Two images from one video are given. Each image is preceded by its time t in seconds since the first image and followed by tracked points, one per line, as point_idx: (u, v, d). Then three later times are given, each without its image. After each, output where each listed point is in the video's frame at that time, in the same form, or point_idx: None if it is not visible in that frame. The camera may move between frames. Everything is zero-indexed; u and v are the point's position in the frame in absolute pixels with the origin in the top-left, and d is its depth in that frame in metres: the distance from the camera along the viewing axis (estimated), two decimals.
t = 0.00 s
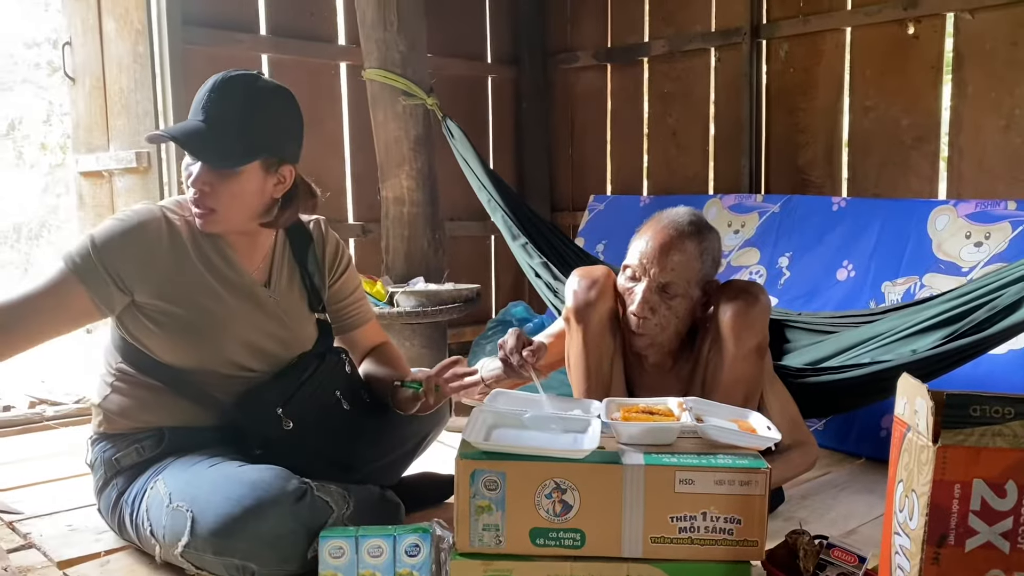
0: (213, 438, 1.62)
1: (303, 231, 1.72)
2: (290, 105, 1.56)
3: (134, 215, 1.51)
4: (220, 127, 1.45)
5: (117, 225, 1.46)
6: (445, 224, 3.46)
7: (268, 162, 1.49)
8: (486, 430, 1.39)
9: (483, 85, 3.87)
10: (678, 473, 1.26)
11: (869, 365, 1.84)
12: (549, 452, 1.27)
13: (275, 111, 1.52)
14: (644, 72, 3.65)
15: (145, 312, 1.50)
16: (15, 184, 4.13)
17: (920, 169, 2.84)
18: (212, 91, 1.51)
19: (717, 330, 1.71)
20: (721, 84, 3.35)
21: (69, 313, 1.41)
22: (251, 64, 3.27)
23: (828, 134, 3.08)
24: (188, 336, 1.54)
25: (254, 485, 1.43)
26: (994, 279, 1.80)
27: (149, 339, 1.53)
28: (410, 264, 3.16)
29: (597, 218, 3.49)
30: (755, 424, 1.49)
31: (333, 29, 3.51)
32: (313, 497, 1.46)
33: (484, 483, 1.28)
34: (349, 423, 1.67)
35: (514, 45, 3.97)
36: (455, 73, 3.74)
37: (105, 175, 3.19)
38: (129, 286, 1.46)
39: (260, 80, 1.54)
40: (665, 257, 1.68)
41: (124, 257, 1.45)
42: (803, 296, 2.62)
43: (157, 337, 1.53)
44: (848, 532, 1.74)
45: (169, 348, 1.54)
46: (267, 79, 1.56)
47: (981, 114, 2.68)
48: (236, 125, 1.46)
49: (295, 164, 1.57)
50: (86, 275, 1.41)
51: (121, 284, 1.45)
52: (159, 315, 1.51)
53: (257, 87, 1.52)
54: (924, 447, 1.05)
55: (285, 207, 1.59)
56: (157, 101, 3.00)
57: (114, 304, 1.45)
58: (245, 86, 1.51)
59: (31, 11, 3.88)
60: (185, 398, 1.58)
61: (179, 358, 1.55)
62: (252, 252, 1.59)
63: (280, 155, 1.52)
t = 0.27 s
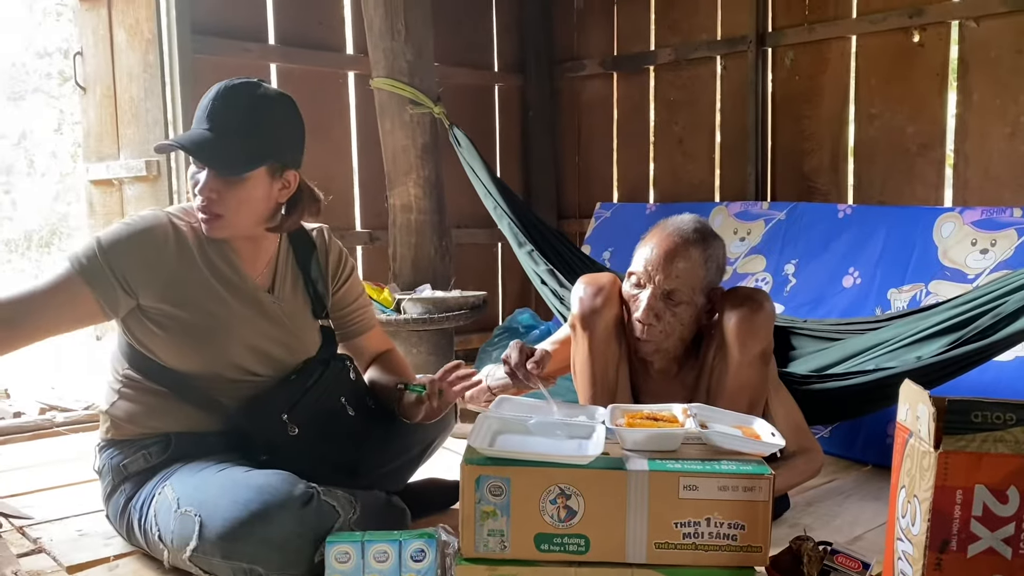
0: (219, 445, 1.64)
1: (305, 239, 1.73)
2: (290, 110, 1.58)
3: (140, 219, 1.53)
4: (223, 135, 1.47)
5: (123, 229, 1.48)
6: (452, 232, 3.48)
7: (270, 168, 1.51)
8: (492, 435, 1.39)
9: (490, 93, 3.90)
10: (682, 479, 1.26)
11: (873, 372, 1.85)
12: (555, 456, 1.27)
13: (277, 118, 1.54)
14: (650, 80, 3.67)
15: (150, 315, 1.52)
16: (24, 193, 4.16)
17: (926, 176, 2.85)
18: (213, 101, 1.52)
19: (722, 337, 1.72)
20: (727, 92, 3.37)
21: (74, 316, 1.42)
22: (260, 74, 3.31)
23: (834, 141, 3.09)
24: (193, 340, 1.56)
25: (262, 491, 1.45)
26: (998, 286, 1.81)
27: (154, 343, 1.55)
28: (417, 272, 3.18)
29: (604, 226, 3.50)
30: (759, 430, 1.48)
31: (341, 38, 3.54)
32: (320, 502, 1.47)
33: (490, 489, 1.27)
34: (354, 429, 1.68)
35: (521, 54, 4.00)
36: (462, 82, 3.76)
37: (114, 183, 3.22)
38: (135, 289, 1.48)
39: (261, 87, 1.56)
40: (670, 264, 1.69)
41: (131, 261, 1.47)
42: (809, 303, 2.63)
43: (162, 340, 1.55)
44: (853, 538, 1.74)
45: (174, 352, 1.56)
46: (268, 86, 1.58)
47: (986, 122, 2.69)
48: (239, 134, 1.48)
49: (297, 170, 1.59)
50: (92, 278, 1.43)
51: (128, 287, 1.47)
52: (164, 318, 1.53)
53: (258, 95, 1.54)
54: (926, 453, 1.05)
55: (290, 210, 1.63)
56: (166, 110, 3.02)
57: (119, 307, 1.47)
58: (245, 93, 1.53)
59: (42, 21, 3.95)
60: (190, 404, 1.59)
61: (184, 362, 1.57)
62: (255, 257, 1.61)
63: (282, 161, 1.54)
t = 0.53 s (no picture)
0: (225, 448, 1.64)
1: (303, 241, 1.73)
2: (282, 116, 1.60)
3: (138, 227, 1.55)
4: (219, 148, 1.49)
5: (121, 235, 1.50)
6: (458, 237, 3.49)
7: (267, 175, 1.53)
8: (497, 438, 1.39)
9: (496, 99, 3.92)
10: (686, 482, 1.26)
11: (878, 376, 1.85)
12: (559, 460, 1.27)
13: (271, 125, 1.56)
14: (655, 85, 3.68)
15: (150, 320, 1.53)
16: (33, 200, 4.18)
17: (931, 180, 2.85)
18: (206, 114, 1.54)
19: (727, 341, 1.73)
20: (732, 97, 3.38)
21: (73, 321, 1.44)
22: (268, 81, 3.33)
23: (839, 145, 3.10)
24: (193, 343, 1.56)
25: (270, 490, 1.46)
26: (1002, 290, 1.82)
27: (154, 347, 1.56)
28: (424, 277, 3.19)
29: (610, 231, 3.52)
30: (763, 433, 1.49)
31: (348, 45, 3.57)
32: (326, 502, 1.49)
33: (494, 492, 1.28)
34: (355, 433, 1.71)
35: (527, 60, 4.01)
36: (468, 88, 3.78)
37: (123, 190, 3.25)
38: (133, 294, 1.50)
39: (253, 95, 1.58)
40: (675, 269, 1.70)
41: (129, 266, 1.48)
42: (814, 307, 2.63)
43: (161, 344, 1.55)
44: (858, 542, 1.74)
45: (173, 356, 1.56)
46: (259, 93, 1.60)
47: (991, 126, 2.70)
48: (233, 143, 1.50)
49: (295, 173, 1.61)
50: (90, 284, 1.44)
51: (127, 292, 1.49)
52: (164, 322, 1.54)
53: (250, 103, 1.55)
54: (928, 455, 1.06)
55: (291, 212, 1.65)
56: (175, 116, 3.03)
57: (120, 314, 1.49)
58: (237, 102, 1.54)
59: (52, 30, 4.01)
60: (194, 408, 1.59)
61: (184, 366, 1.57)
62: (254, 260, 1.62)
63: (278, 167, 1.56)
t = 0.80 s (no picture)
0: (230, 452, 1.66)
1: (290, 242, 1.73)
2: (257, 119, 1.58)
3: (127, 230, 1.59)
4: (198, 166, 1.48)
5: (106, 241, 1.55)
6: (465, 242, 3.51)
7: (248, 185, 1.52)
8: (504, 442, 1.40)
9: (502, 105, 3.93)
10: (691, 485, 1.27)
11: (884, 379, 1.86)
12: (566, 464, 1.28)
13: (240, 130, 1.54)
14: (661, 90, 3.69)
15: (139, 322, 1.58)
16: (43, 206, 4.21)
17: (937, 184, 2.86)
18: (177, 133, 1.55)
19: (732, 345, 1.73)
20: (738, 102, 3.39)
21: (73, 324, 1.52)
22: (276, 87, 3.35)
23: (844, 149, 3.10)
24: (179, 344, 1.59)
25: (277, 491, 1.48)
26: (1006, 294, 1.84)
27: (146, 349, 1.60)
28: (430, 281, 3.20)
29: (616, 235, 3.52)
30: (769, 436, 1.49)
31: (355, 52, 3.60)
32: (333, 501, 1.50)
33: (501, 495, 1.28)
34: (357, 436, 1.70)
35: (533, 65, 4.03)
36: (475, 94, 3.80)
37: (133, 197, 3.27)
38: (121, 297, 1.55)
39: (224, 103, 1.56)
40: (681, 273, 1.70)
41: (114, 270, 1.53)
42: (821, 310, 2.64)
43: (151, 346, 1.59)
44: (864, 545, 1.74)
45: (163, 357, 1.59)
46: (230, 99, 1.58)
47: (997, 129, 2.71)
48: (204, 159, 1.49)
49: (276, 178, 1.60)
50: (78, 289, 1.50)
51: (115, 295, 1.54)
52: (152, 324, 1.58)
53: (214, 112, 1.53)
54: (932, 458, 1.06)
55: (273, 216, 1.64)
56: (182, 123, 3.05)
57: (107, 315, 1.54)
58: (209, 114, 1.53)
59: (61, 38, 4.05)
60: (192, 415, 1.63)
61: (174, 368, 1.61)
62: (241, 264, 1.64)
63: (260, 174, 1.55)
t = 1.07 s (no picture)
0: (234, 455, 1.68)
1: (284, 245, 1.75)
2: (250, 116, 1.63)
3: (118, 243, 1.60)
4: (199, 155, 1.51)
5: (100, 256, 1.56)
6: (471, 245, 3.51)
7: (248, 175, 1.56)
8: (510, 445, 1.40)
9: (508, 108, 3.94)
10: (697, 488, 1.27)
11: (890, 380, 1.86)
12: (571, 466, 1.28)
13: (228, 120, 1.57)
14: (667, 92, 3.69)
15: (139, 333, 1.59)
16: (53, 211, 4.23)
17: (944, 185, 2.85)
18: (166, 143, 1.58)
19: (738, 346, 1.73)
20: (744, 104, 3.39)
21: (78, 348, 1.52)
22: (283, 92, 3.37)
23: (851, 151, 3.10)
24: (179, 351, 1.60)
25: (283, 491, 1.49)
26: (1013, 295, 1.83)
27: (145, 358, 1.61)
28: (437, 284, 3.21)
29: (622, 237, 3.52)
30: (775, 438, 1.49)
31: (362, 56, 3.61)
32: (338, 501, 1.51)
33: (506, 498, 1.29)
34: (360, 439, 1.70)
35: (539, 69, 4.04)
36: (481, 97, 3.80)
37: (141, 201, 3.29)
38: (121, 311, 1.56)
39: (217, 101, 1.60)
40: (688, 275, 1.70)
41: (111, 284, 1.54)
42: (827, 312, 2.64)
43: (151, 355, 1.60)
44: (872, 547, 1.74)
45: (164, 365, 1.61)
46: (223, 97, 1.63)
47: (1004, 130, 2.70)
48: (203, 148, 1.52)
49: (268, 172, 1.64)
50: (79, 307, 1.51)
51: (114, 310, 1.54)
52: (151, 334, 1.59)
53: (198, 110, 1.56)
54: (938, 460, 1.06)
55: (266, 212, 1.66)
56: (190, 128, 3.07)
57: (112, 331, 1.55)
58: (206, 109, 1.57)
59: (69, 44, 4.07)
60: (188, 419, 1.64)
61: (174, 375, 1.62)
62: (233, 264, 1.65)
63: (257, 166, 1.59)
